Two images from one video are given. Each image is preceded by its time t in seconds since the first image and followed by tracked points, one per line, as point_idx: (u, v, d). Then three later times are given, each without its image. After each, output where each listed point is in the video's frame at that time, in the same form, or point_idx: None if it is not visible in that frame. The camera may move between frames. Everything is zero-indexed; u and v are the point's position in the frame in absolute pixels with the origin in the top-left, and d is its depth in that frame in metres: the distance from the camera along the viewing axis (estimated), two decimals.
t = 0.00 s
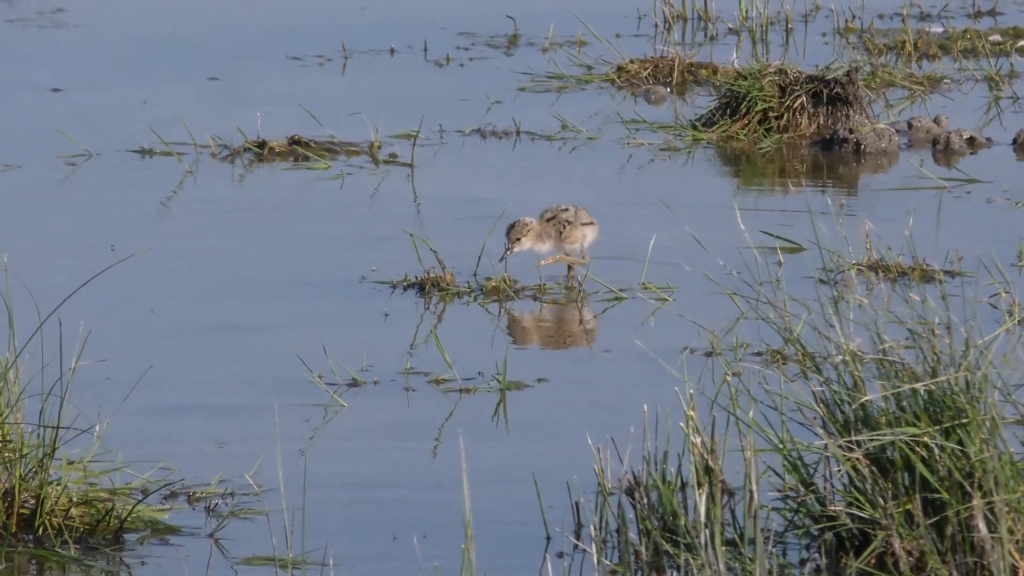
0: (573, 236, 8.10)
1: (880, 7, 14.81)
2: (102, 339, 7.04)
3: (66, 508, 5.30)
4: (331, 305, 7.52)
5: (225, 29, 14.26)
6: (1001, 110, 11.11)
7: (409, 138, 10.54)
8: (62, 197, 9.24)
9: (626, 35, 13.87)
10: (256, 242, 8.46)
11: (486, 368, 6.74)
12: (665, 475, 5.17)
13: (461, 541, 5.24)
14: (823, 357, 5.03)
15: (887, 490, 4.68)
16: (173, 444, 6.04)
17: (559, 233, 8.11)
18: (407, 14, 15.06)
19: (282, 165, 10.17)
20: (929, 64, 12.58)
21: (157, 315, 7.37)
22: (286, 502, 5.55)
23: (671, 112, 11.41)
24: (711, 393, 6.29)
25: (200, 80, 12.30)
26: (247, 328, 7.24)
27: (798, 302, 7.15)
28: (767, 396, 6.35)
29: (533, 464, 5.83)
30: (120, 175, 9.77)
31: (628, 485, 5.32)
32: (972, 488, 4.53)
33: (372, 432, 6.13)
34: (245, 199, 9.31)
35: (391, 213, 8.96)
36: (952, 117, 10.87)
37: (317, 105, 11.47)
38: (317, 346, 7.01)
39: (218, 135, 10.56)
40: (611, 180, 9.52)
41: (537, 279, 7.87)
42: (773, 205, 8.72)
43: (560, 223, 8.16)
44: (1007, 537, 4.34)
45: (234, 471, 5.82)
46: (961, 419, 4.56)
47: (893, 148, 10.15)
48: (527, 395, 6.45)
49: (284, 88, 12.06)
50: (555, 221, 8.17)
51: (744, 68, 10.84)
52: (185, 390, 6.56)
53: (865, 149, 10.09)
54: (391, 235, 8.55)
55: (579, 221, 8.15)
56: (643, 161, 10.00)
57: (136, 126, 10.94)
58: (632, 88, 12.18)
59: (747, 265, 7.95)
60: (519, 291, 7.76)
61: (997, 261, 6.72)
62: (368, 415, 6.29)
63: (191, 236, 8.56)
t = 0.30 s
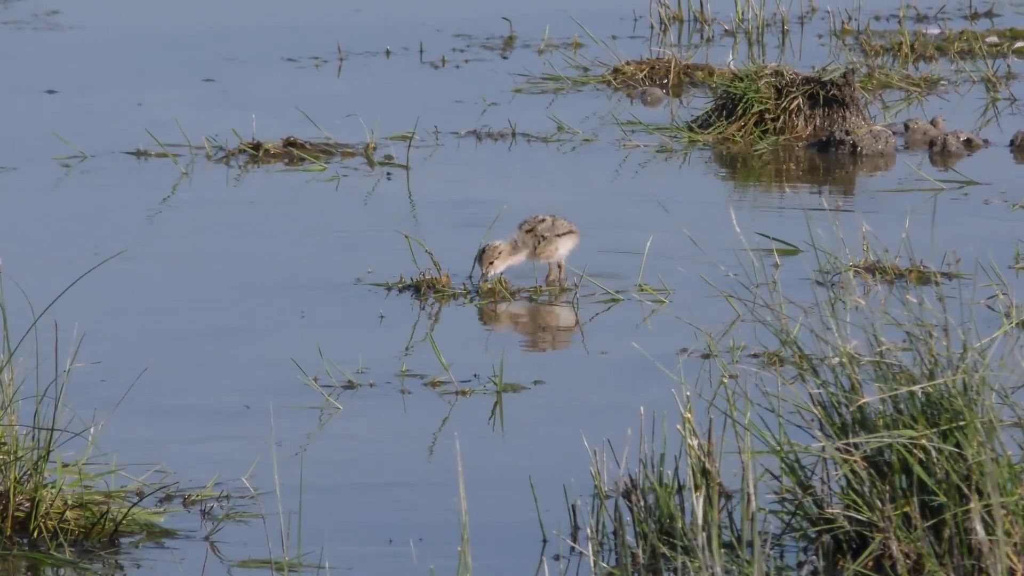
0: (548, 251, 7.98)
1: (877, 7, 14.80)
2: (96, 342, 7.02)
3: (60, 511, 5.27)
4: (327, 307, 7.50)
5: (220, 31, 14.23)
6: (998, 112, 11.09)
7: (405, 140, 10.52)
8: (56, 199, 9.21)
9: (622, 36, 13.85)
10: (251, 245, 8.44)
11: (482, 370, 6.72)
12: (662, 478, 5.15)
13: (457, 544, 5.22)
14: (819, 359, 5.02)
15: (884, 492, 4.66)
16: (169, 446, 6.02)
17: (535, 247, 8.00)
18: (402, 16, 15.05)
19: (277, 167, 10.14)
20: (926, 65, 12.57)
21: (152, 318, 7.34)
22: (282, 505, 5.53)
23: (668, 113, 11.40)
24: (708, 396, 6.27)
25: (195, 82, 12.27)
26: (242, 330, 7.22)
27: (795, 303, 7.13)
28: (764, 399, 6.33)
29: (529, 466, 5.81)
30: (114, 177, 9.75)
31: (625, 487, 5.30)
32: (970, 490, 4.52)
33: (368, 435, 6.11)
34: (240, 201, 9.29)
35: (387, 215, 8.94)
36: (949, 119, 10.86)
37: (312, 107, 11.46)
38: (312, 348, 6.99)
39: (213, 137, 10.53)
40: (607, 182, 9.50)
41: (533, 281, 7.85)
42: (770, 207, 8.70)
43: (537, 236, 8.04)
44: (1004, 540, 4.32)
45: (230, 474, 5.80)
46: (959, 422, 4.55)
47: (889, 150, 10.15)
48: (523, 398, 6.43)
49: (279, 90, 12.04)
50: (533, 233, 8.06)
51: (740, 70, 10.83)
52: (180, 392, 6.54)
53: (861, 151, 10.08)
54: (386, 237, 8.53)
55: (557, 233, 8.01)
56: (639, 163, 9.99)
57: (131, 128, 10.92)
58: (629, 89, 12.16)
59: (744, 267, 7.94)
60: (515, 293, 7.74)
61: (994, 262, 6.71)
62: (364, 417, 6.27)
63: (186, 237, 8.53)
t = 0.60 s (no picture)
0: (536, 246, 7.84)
1: (875, 10, 14.78)
2: (92, 346, 7.00)
3: (57, 516, 5.25)
4: (324, 311, 7.48)
5: (217, 34, 14.21)
6: (996, 114, 11.07)
7: (402, 143, 10.50)
8: (52, 202, 9.19)
9: (620, 39, 13.84)
10: (248, 248, 8.41)
11: (480, 374, 6.70)
12: (660, 482, 5.13)
13: (455, 548, 5.20)
14: (817, 363, 5.00)
15: (883, 496, 4.64)
16: (165, 451, 6.00)
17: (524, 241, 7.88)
18: (400, 18, 15.03)
19: (274, 170, 10.12)
20: (924, 68, 12.56)
21: (148, 321, 7.32)
22: (279, 510, 5.51)
23: (666, 116, 11.38)
24: (706, 399, 6.26)
25: (193, 85, 12.25)
26: (239, 334, 7.20)
27: (794, 306, 7.11)
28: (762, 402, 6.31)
29: (526, 471, 5.79)
30: (111, 180, 9.73)
31: (623, 491, 5.28)
32: (969, 494, 4.50)
33: (365, 439, 6.09)
34: (237, 204, 9.26)
35: (384, 218, 8.92)
36: (948, 121, 10.84)
37: (309, 110, 11.44)
38: (309, 352, 6.97)
39: (210, 140, 10.52)
40: (605, 185, 9.48)
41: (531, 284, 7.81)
42: (768, 210, 8.68)
43: (527, 230, 7.93)
44: (1003, 544, 4.30)
45: (227, 478, 5.78)
46: (957, 426, 4.53)
47: (888, 153, 10.13)
48: (521, 402, 6.41)
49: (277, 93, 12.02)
50: (523, 227, 7.96)
51: (739, 73, 10.82)
52: (176, 396, 6.52)
53: (860, 154, 10.06)
54: (384, 241, 8.51)
55: (546, 230, 7.91)
56: (636, 166, 9.97)
57: (128, 131, 10.89)
58: (627, 92, 12.14)
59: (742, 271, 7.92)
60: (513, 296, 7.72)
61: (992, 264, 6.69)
62: (361, 422, 6.25)
63: (182, 241, 8.51)
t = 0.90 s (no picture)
0: (526, 251, 7.87)
1: (873, 11, 14.78)
2: (86, 349, 6.97)
3: (52, 519, 5.23)
4: (319, 314, 7.47)
5: (214, 36, 14.19)
6: (993, 117, 11.07)
7: (398, 145, 10.48)
8: (46, 205, 9.16)
9: (617, 41, 13.83)
10: (243, 251, 8.39)
11: (476, 377, 6.69)
12: (656, 485, 5.12)
13: (451, 552, 5.19)
14: (814, 366, 4.99)
15: (879, 499, 4.63)
16: (160, 454, 5.98)
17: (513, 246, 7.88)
18: (397, 20, 15.02)
19: (270, 173, 10.10)
20: (921, 70, 12.55)
21: (142, 324, 7.30)
22: (275, 513, 5.50)
23: (663, 118, 11.37)
24: (703, 402, 6.25)
25: (189, 87, 12.23)
26: (234, 336, 7.18)
27: (790, 309, 7.09)
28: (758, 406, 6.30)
29: (522, 474, 5.77)
30: (106, 183, 9.70)
31: (619, 494, 5.27)
32: (965, 498, 4.49)
33: (361, 442, 6.08)
34: (232, 207, 9.24)
35: (380, 220, 8.90)
36: (945, 124, 10.83)
37: (305, 113, 11.42)
38: (305, 355, 6.96)
39: (206, 142, 10.50)
40: (602, 187, 9.47)
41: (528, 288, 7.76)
42: (765, 213, 8.67)
43: (518, 234, 7.91)
44: (999, 547, 4.29)
45: (222, 482, 5.76)
46: (954, 429, 4.52)
47: (886, 156, 10.12)
48: (516, 405, 6.39)
49: (273, 95, 12.00)
50: (513, 230, 7.93)
51: (735, 75, 10.81)
52: (171, 399, 6.50)
53: (857, 156, 10.04)
54: (380, 243, 8.49)
55: (536, 233, 7.89)
56: (633, 169, 9.95)
57: (123, 133, 10.87)
58: (623, 95, 12.13)
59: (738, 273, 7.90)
60: (509, 299, 7.69)
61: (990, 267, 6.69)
62: (358, 425, 6.23)
63: (178, 244, 8.49)
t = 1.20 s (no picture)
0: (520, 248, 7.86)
1: (861, 13, 14.79)
2: (72, 353, 6.95)
3: (38, 523, 5.21)
4: (307, 316, 7.44)
5: (203, 37, 14.16)
6: (982, 119, 11.07)
7: (386, 147, 10.46)
8: (33, 208, 9.13)
9: (605, 43, 13.82)
10: (230, 253, 8.37)
11: (464, 379, 6.67)
12: (644, 487, 5.11)
13: (439, 554, 5.17)
14: (802, 369, 4.99)
15: (867, 502, 4.62)
16: (147, 458, 5.96)
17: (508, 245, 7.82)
18: (385, 21, 15.00)
19: (257, 175, 10.07)
20: (910, 72, 12.56)
21: (129, 327, 7.27)
22: (262, 516, 5.48)
23: (651, 120, 11.36)
24: (691, 405, 6.24)
25: (176, 89, 12.21)
26: (221, 339, 7.15)
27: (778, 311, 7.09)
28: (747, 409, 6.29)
29: (510, 477, 5.76)
30: (93, 185, 9.68)
31: (607, 497, 5.26)
32: (953, 500, 4.48)
33: (349, 445, 6.06)
34: (220, 209, 9.21)
35: (368, 223, 8.88)
36: (933, 125, 10.84)
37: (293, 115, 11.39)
38: (293, 358, 6.94)
39: (193, 145, 10.47)
40: (591, 189, 9.46)
41: (517, 290, 7.72)
42: (754, 215, 8.66)
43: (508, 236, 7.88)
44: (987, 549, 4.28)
45: (209, 485, 5.74)
46: (942, 432, 4.52)
47: (874, 157, 10.12)
48: (505, 407, 6.38)
49: (261, 97, 11.97)
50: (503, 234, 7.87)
51: (724, 76, 10.81)
52: (158, 403, 6.47)
53: (845, 158, 10.04)
54: (368, 246, 8.47)
55: (522, 233, 8.00)
56: (621, 171, 9.94)
57: (110, 136, 10.83)
58: (611, 96, 12.12)
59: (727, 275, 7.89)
60: (498, 301, 7.67)
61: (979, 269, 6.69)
62: (345, 428, 6.21)
63: (164, 246, 8.46)
